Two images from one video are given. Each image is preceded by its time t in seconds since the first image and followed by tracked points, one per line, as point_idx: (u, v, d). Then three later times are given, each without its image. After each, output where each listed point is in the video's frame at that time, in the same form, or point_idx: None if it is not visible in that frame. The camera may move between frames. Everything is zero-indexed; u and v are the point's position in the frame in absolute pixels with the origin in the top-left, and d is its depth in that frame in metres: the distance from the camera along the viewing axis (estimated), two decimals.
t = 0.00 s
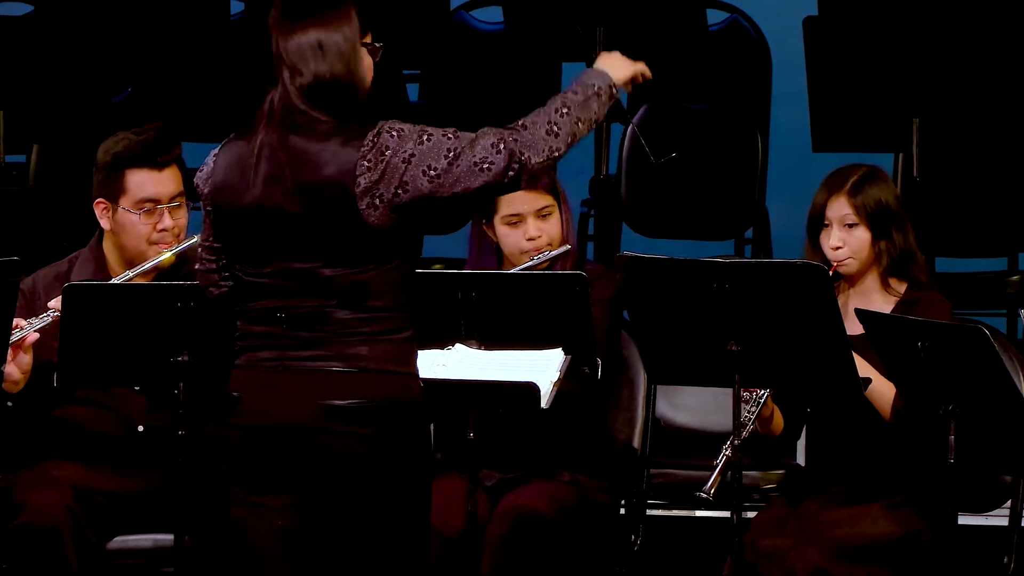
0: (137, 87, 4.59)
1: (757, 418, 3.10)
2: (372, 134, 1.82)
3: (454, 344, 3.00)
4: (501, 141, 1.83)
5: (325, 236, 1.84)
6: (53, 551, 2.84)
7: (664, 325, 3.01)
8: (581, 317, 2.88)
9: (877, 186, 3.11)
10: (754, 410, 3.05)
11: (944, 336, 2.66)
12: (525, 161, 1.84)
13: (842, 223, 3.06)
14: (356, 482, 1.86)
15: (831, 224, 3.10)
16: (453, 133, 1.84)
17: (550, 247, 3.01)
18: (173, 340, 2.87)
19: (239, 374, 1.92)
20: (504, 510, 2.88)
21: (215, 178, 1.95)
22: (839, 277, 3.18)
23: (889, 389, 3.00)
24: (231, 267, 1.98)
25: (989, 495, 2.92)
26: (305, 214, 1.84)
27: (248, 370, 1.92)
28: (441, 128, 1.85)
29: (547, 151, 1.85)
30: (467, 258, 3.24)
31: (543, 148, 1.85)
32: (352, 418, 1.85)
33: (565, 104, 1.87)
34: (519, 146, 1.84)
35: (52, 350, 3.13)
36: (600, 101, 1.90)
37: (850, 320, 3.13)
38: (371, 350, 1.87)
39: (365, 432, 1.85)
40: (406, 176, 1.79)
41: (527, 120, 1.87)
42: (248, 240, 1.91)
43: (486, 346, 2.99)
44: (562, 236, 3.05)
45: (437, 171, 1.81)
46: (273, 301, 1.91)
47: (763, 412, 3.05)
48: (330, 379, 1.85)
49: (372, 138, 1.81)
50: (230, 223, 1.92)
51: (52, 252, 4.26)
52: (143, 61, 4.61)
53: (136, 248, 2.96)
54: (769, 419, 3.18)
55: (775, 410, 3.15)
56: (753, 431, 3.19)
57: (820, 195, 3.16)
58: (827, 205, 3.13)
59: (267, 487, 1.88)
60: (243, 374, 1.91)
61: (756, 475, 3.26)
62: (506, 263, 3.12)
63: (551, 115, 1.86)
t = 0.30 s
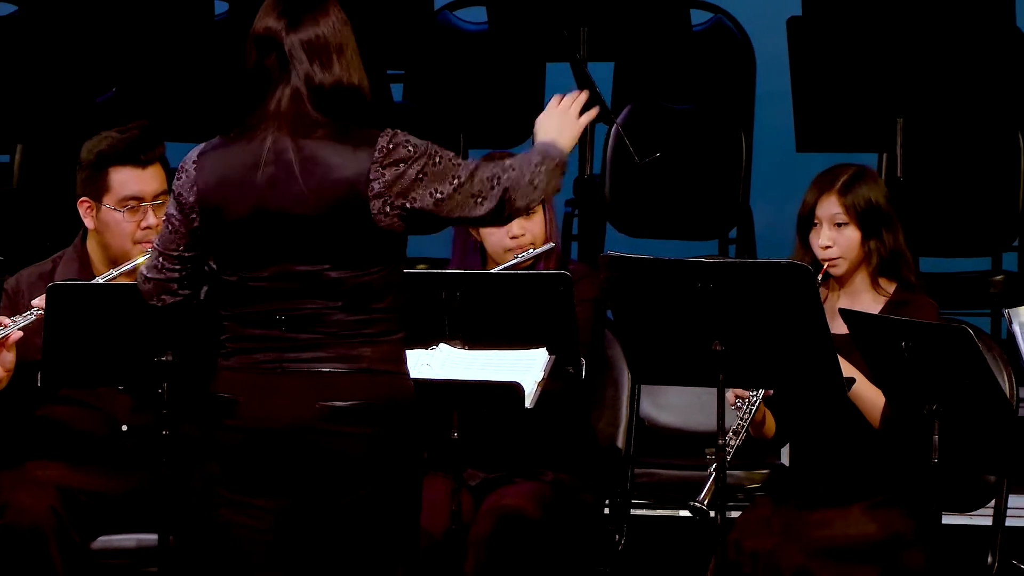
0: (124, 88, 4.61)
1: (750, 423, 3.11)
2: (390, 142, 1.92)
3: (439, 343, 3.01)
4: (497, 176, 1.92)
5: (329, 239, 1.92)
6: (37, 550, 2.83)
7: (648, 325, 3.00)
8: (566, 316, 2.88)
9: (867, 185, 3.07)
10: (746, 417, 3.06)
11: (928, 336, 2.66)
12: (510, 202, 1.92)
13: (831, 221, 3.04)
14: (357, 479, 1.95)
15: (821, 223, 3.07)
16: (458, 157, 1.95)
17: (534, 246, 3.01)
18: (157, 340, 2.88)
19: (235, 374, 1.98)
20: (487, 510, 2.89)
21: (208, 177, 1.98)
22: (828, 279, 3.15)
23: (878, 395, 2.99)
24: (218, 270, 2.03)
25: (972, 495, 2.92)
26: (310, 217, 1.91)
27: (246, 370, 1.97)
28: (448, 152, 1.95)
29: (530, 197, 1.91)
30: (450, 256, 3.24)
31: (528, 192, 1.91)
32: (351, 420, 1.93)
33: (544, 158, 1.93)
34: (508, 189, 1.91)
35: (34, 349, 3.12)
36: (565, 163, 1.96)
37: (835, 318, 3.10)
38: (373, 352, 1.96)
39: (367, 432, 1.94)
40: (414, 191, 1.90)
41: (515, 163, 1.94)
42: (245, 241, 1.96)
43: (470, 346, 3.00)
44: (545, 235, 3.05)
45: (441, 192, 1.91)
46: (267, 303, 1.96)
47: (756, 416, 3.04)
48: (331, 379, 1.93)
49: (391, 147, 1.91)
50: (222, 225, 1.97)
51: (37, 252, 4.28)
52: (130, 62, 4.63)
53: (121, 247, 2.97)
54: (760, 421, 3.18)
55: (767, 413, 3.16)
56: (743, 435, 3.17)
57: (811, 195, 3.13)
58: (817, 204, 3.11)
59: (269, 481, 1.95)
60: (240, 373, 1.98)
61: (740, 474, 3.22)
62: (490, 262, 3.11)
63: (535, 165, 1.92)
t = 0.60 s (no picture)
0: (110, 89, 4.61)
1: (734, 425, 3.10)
2: (383, 144, 2.02)
3: (417, 342, 3.00)
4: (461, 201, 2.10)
5: (326, 239, 2.01)
6: (14, 548, 2.82)
7: (626, 324, 2.99)
8: (544, 314, 2.89)
9: (849, 185, 3.05)
10: (730, 420, 3.04)
11: (906, 334, 2.65)
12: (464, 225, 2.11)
13: (815, 221, 3.01)
14: (343, 473, 2.02)
15: (804, 223, 3.05)
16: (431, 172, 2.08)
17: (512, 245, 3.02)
18: (137, 339, 2.88)
19: (221, 373, 2.02)
20: (464, 507, 2.89)
21: (196, 175, 2.02)
22: (809, 278, 3.13)
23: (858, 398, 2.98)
24: (200, 272, 2.08)
25: (949, 492, 2.93)
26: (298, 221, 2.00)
27: (233, 368, 2.03)
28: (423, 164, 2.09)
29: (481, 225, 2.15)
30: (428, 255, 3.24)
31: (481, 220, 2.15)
32: (339, 419, 2.00)
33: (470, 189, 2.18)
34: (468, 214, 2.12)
35: (12, 348, 3.18)
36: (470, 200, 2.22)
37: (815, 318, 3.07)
38: (362, 350, 2.05)
39: (355, 430, 2.02)
40: (403, 194, 2.01)
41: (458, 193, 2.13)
42: (235, 242, 2.02)
43: (448, 345, 2.99)
44: (523, 234, 3.05)
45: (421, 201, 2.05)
46: (255, 303, 2.03)
47: (739, 419, 3.03)
48: (321, 378, 2.00)
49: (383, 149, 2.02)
50: (210, 225, 2.02)
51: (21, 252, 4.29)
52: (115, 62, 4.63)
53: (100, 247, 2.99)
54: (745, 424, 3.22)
55: (752, 415, 3.19)
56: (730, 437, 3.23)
57: (793, 194, 3.09)
58: (801, 204, 3.07)
59: (260, 478, 2.00)
60: (228, 371, 2.03)
61: (720, 473, 3.26)
62: (468, 261, 3.12)
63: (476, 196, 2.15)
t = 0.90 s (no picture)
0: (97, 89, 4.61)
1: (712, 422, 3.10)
2: (340, 125, 1.92)
3: (398, 343, 3.00)
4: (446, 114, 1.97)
5: (290, 232, 1.90)
6: None
7: (608, 324, 2.98)
8: (525, 314, 2.88)
9: (831, 184, 3.05)
10: (709, 414, 3.05)
11: (886, 334, 2.66)
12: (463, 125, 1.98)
13: (795, 220, 3.00)
14: (318, 474, 1.93)
15: (784, 222, 3.04)
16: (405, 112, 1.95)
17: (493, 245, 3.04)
18: (117, 339, 2.84)
19: (199, 372, 1.93)
20: (445, 507, 2.90)
21: (172, 172, 1.94)
22: (789, 278, 3.13)
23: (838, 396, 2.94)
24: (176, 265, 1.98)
25: (930, 492, 2.93)
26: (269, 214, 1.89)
27: (211, 368, 1.93)
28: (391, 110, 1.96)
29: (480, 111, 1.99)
30: (410, 255, 3.24)
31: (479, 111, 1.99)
32: (321, 416, 1.92)
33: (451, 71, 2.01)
34: (460, 116, 1.97)
35: None
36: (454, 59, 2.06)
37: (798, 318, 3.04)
38: (341, 348, 1.96)
39: (335, 428, 1.93)
40: (381, 158, 1.90)
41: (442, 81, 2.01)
42: (207, 241, 1.92)
43: (430, 345, 2.99)
44: (505, 234, 3.06)
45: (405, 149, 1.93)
46: (231, 299, 1.93)
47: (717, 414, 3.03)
48: (301, 377, 1.92)
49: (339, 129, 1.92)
50: (186, 220, 1.93)
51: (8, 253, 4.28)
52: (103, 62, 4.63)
53: (81, 245, 3.03)
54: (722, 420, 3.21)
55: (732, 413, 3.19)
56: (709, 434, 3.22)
57: (774, 192, 3.09)
58: (781, 202, 3.07)
59: (242, 482, 1.92)
60: (205, 370, 1.93)
61: (701, 473, 3.25)
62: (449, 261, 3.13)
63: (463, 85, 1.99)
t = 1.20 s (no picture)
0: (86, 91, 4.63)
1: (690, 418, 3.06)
2: (300, 134, 2.02)
3: (381, 342, 3.00)
4: (416, 160, 2.05)
5: (243, 238, 2.01)
6: None
7: (591, 324, 2.97)
8: (509, 314, 2.86)
9: (810, 183, 3.02)
10: (685, 411, 3.03)
11: (869, 334, 2.64)
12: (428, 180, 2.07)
13: (774, 220, 2.99)
14: (272, 476, 2.03)
15: (763, 222, 3.03)
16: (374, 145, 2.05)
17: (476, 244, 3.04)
18: (100, 339, 2.82)
19: (168, 373, 2.06)
20: (427, 506, 2.93)
21: (138, 177, 2.09)
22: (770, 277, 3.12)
23: (817, 394, 2.97)
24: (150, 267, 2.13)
25: (913, 491, 2.93)
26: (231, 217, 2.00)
27: (178, 368, 2.07)
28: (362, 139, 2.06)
29: (452, 172, 2.08)
30: (393, 254, 3.26)
31: (448, 170, 2.07)
32: (282, 419, 2.02)
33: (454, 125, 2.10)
34: (429, 167, 2.06)
35: None
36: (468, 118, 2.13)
37: (777, 317, 3.08)
38: (297, 350, 2.05)
39: (293, 431, 2.03)
40: (327, 176, 2.00)
41: (453, 113, 2.10)
42: (171, 243, 2.06)
43: (412, 344, 3.00)
44: (488, 234, 3.06)
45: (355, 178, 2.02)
46: (195, 303, 2.06)
47: (695, 412, 3.02)
48: (259, 380, 2.02)
49: (298, 137, 2.01)
50: (154, 222, 2.07)
51: None
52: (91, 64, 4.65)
53: (64, 244, 3.05)
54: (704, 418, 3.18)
55: (710, 408, 3.16)
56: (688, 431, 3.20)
57: (753, 192, 3.07)
58: (760, 202, 3.05)
59: (204, 479, 2.03)
60: (173, 371, 2.06)
61: (683, 473, 3.22)
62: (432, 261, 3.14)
63: (451, 141, 2.08)
